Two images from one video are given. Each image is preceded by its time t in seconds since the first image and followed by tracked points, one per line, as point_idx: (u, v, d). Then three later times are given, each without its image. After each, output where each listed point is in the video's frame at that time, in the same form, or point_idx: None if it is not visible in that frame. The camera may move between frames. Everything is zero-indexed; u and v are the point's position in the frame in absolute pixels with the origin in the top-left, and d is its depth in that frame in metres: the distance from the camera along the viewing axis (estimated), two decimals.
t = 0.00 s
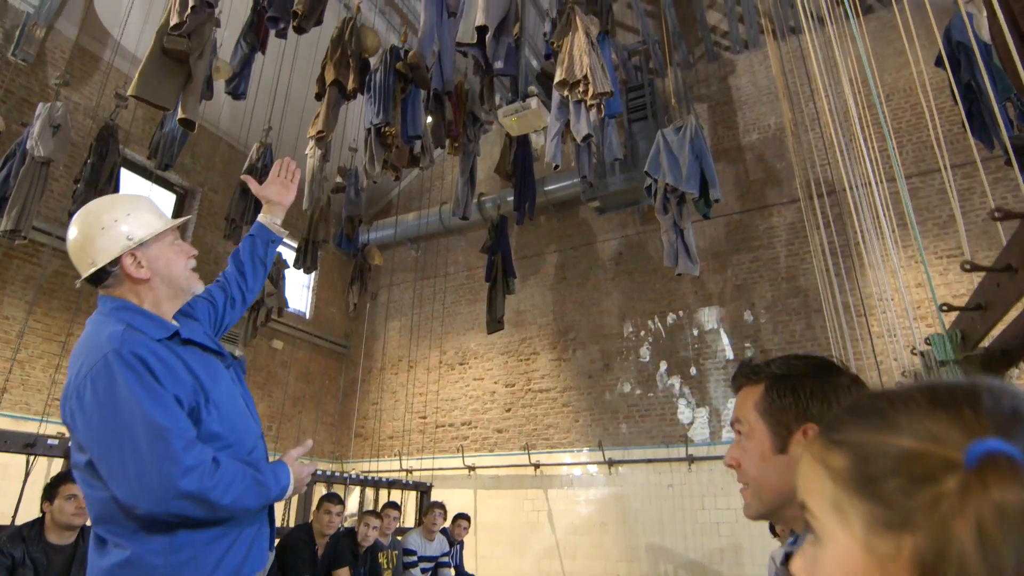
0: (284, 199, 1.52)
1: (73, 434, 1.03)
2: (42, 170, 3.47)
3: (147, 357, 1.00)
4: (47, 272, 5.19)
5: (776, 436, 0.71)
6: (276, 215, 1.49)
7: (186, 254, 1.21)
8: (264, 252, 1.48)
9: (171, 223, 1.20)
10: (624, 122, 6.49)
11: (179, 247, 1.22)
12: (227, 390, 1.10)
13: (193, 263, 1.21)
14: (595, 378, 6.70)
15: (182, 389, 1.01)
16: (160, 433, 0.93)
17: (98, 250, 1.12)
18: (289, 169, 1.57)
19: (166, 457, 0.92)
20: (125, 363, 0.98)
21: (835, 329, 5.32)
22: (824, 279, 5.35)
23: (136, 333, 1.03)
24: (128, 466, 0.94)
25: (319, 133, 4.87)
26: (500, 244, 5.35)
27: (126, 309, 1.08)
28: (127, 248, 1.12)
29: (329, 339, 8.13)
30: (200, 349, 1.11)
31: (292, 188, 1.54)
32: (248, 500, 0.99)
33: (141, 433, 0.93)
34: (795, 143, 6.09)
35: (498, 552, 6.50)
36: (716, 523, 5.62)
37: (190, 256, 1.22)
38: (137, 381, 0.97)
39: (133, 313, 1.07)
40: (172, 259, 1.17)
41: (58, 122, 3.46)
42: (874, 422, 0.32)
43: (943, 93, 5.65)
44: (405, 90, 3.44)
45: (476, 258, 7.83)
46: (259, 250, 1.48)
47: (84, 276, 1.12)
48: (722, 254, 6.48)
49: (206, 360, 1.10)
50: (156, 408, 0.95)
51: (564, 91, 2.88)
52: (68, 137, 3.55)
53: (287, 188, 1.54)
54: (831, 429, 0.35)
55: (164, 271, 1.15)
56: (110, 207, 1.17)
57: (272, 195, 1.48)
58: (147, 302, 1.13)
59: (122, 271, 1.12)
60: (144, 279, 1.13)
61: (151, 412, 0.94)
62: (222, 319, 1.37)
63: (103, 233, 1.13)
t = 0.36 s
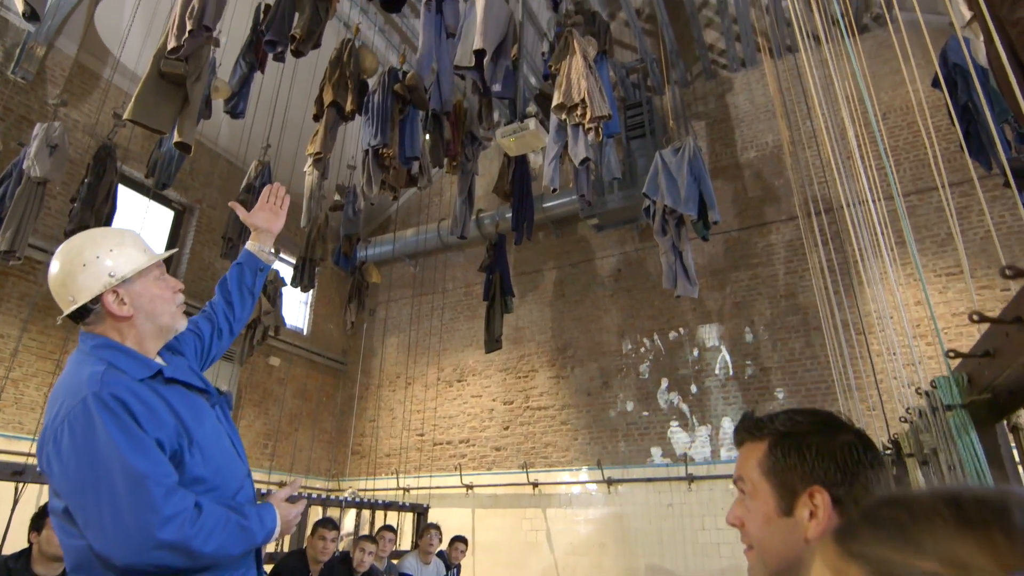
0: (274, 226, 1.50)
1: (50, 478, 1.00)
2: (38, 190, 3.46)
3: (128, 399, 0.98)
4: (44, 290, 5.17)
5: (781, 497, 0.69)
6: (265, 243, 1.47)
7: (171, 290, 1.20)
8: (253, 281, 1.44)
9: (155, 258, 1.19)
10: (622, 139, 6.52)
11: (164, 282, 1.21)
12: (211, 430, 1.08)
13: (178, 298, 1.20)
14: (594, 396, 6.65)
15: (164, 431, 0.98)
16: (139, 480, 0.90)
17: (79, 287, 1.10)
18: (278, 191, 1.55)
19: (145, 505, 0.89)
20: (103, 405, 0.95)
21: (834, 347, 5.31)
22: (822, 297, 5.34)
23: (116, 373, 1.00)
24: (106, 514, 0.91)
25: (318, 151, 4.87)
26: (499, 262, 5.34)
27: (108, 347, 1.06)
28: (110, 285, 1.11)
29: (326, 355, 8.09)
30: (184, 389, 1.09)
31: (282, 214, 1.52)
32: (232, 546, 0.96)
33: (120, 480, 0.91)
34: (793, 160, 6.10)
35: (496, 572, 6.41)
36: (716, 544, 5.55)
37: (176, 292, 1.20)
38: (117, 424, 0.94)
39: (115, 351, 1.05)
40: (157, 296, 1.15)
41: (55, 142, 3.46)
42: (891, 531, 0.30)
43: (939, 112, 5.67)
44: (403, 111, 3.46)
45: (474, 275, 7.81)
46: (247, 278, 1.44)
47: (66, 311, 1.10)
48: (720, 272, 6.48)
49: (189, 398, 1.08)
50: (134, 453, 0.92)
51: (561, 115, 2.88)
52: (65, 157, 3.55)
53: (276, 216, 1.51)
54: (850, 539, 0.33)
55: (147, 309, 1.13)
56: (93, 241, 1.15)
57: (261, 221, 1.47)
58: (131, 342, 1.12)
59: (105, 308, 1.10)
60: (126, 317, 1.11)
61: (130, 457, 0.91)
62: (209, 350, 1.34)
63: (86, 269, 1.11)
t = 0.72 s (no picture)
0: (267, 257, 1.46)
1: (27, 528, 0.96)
2: (32, 212, 3.44)
3: (114, 445, 0.93)
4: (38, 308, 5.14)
5: (784, 567, 0.67)
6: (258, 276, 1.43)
7: (162, 331, 1.17)
8: (244, 314, 1.41)
9: (146, 296, 1.16)
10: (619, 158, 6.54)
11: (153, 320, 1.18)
12: (198, 475, 1.04)
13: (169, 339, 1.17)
14: (592, 415, 6.60)
15: (149, 481, 0.94)
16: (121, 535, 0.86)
17: (67, 330, 1.07)
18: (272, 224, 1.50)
19: (128, 561, 0.85)
20: (87, 452, 0.91)
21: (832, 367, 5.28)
22: (820, 317, 5.32)
23: (102, 419, 0.96)
24: (87, 570, 0.86)
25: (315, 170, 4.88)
26: (496, 281, 5.32)
27: (95, 390, 1.02)
28: (100, 327, 1.08)
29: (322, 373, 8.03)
30: (171, 433, 1.05)
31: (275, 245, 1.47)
32: None
33: (103, 534, 0.86)
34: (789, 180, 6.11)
35: None
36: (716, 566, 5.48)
37: (167, 332, 1.18)
38: (100, 474, 0.90)
39: (101, 394, 1.01)
40: (148, 335, 1.13)
41: (50, 163, 3.45)
42: None
43: (934, 131, 5.70)
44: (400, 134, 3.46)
45: (472, 292, 7.79)
46: (238, 312, 1.40)
47: (51, 355, 1.07)
48: (718, 290, 6.46)
49: (176, 443, 1.04)
50: (119, 504, 0.88)
51: (558, 139, 2.88)
52: (59, 178, 3.54)
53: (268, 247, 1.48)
54: None
55: (139, 349, 1.11)
56: (83, 281, 1.12)
57: (254, 253, 1.42)
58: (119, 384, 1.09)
59: (94, 351, 1.08)
60: (116, 358, 1.09)
61: (114, 509, 0.87)
62: (197, 386, 1.31)
63: (75, 311, 1.08)
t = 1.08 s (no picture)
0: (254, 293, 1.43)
1: None
2: (22, 236, 3.42)
3: (85, 506, 0.90)
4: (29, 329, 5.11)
5: None
6: (243, 312, 1.39)
7: (141, 379, 1.13)
8: (230, 352, 1.37)
9: (127, 344, 1.13)
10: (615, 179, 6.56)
11: (135, 367, 1.15)
12: (173, 534, 1.01)
13: (148, 387, 1.13)
14: (588, 437, 6.54)
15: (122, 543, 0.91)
16: None
17: (41, 379, 1.03)
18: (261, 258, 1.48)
19: None
20: (56, 514, 0.88)
21: (829, 391, 5.25)
22: (817, 340, 5.30)
23: (74, 476, 0.93)
24: None
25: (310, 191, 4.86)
26: (491, 304, 5.30)
27: (67, 443, 0.99)
28: (75, 378, 1.05)
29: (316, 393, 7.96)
30: (147, 487, 1.02)
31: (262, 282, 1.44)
32: None
33: None
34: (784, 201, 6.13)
35: None
36: None
37: (146, 380, 1.14)
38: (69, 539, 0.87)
39: (75, 448, 0.98)
40: (126, 385, 1.09)
41: (41, 187, 3.43)
42: None
43: (928, 153, 5.72)
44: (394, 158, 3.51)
45: (467, 312, 7.76)
46: (223, 350, 1.36)
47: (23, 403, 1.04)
48: (714, 311, 6.44)
49: (152, 499, 1.01)
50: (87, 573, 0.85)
51: (552, 168, 2.87)
52: (51, 201, 3.52)
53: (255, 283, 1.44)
54: None
55: (115, 399, 1.08)
56: (62, 327, 1.09)
57: (239, 291, 1.39)
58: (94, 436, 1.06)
59: (69, 400, 1.05)
60: (91, 410, 1.06)
61: None
62: (178, 430, 1.27)
63: (49, 360, 1.05)
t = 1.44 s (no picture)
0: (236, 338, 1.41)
1: None
2: (11, 262, 3.42)
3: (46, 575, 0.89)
4: (18, 352, 5.06)
5: None
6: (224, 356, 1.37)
7: (118, 435, 1.11)
8: (210, 399, 1.35)
9: (108, 399, 1.10)
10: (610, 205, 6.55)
11: (115, 424, 1.13)
12: None
13: (125, 443, 1.11)
14: (583, 462, 6.47)
15: None
16: None
17: (15, 430, 1.01)
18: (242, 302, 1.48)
19: None
20: None
21: (825, 417, 5.21)
22: (814, 365, 5.26)
23: (40, 542, 0.92)
24: None
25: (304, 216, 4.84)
26: (486, 330, 5.26)
27: (35, 504, 0.97)
28: (49, 431, 1.03)
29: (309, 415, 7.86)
30: (115, 552, 1.01)
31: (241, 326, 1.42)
32: None
33: None
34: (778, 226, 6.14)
35: None
36: None
37: (124, 435, 1.12)
38: None
39: (42, 509, 0.97)
40: (102, 442, 1.07)
41: (31, 213, 3.42)
42: None
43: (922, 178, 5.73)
44: (387, 186, 3.54)
45: (462, 333, 7.71)
46: (203, 397, 1.34)
47: None
48: (710, 334, 6.41)
49: (119, 563, 1.00)
50: None
51: (545, 200, 2.91)
52: (41, 227, 3.51)
53: (239, 327, 1.43)
54: None
55: (88, 457, 1.05)
56: (42, 376, 1.07)
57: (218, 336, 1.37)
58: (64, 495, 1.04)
59: (40, 456, 1.03)
60: (62, 466, 1.04)
61: None
62: (154, 481, 1.25)
63: (26, 411, 1.03)
